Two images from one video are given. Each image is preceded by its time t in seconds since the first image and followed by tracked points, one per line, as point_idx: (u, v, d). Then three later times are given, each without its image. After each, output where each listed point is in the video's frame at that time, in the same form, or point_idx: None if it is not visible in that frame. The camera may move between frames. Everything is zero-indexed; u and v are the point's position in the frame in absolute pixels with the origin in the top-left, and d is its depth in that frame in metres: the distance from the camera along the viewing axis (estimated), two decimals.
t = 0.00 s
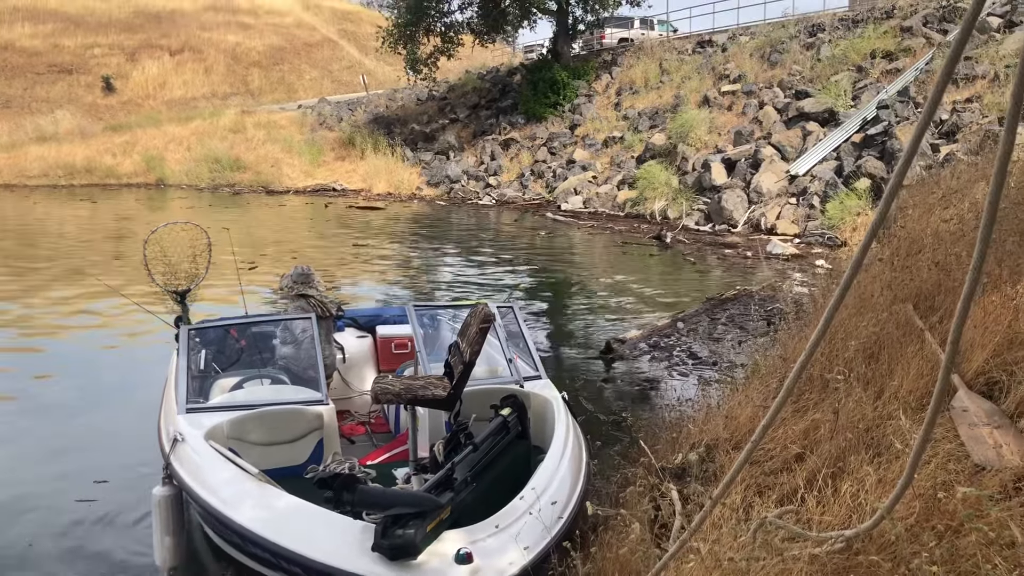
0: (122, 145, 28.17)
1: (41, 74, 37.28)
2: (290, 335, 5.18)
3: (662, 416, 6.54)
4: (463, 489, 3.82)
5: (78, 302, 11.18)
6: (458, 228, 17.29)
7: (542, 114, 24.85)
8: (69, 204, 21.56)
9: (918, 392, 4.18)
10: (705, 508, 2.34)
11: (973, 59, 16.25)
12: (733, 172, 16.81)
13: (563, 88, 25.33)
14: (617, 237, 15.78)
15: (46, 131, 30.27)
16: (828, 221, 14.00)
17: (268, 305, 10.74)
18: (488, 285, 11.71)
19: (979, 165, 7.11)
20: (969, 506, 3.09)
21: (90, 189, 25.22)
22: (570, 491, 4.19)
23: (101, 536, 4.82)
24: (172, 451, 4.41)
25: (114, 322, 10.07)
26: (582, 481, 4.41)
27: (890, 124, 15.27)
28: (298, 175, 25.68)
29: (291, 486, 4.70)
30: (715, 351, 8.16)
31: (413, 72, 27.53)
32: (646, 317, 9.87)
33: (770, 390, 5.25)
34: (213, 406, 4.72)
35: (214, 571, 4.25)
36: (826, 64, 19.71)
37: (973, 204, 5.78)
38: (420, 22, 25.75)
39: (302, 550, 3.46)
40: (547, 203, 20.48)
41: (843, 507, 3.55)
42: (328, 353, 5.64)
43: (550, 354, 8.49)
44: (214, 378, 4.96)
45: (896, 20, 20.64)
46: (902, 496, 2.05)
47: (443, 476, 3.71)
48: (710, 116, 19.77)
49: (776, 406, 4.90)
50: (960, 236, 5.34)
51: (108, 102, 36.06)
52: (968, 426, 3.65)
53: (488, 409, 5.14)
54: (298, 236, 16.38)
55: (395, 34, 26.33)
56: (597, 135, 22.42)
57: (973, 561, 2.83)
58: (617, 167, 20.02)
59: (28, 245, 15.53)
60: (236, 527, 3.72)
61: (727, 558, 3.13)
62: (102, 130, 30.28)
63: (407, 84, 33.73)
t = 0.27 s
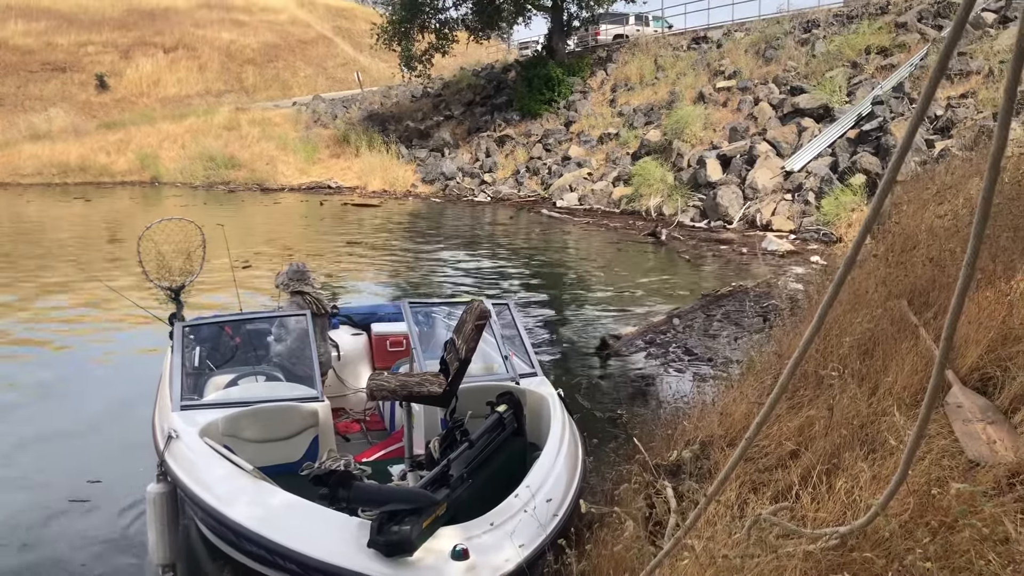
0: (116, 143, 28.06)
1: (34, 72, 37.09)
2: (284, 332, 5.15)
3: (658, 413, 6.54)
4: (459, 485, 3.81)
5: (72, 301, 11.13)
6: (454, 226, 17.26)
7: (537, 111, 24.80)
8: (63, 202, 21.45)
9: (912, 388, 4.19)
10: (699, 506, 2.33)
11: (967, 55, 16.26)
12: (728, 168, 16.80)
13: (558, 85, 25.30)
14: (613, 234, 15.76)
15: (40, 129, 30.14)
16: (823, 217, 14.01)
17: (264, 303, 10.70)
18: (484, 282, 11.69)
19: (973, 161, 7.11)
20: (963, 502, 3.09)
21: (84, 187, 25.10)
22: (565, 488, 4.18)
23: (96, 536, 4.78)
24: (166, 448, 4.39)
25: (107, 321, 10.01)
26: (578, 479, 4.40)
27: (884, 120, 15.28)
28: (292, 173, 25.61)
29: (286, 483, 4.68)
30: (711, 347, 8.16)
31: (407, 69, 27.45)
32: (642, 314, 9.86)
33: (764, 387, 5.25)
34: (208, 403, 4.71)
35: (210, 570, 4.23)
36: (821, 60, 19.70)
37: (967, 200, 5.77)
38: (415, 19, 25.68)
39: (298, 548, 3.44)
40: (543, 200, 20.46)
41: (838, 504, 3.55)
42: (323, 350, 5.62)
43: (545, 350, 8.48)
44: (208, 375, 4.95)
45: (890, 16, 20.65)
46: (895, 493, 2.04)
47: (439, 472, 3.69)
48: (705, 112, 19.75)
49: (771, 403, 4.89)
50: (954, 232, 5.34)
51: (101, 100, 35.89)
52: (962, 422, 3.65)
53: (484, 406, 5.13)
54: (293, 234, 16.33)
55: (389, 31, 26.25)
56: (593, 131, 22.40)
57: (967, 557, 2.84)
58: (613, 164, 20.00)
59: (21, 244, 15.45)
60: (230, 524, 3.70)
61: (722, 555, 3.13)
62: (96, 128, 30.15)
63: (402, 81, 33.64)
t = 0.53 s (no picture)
0: (114, 141, 28.00)
1: (32, 70, 37.00)
2: (284, 330, 5.15)
3: (657, 410, 6.56)
4: (459, 484, 3.80)
5: (70, 299, 11.12)
6: (452, 223, 17.25)
7: (535, 108, 24.77)
8: (60, 200, 21.41)
9: (911, 386, 4.20)
10: (700, 503, 2.33)
11: (965, 53, 16.27)
12: (726, 166, 16.81)
13: (557, 83, 25.29)
14: (611, 231, 15.77)
15: (37, 127, 30.07)
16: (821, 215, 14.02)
17: (262, 301, 10.69)
18: (482, 280, 11.68)
19: (971, 158, 7.11)
20: (962, 500, 3.10)
21: (82, 185, 25.06)
22: (564, 486, 4.18)
23: (95, 534, 4.78)
24: (165, 447, 4.38)
25: (105, 319, 9.98)
26: (577, 476, 4.41)
27: (882, 118, 15.30)
28: (290, 171, 25.59)
29: (285, 482, 4.67)
30: (710, 345, 8.17)
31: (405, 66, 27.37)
32: (641, 312, 9.87)
33: (763, 385, 5.26)
34: (206, 401, 4.69)
35: (208, 568, 4.22)
36: (819, 58, 19.70)
37: (965, 197, 5.78)
38: (413, 16, 25.63)
39: (298, 547, 3.43)
40: (541, 198, 20.45)
41: (837, 501, 3.56)
42: (322, 348, 5.61)
43: (544, 348, 8.49)
44: (207, 372, 4.93)
45: (888, 14, 20.66)
46: (895, 489, 2.04)
47: (438, 470, 3.68)
48: (703, 110, 19.75)
49: (769, 400, 4.90)
50: (953, 230, 5.34)
51: (99, 97, 35.79)
52: (961, 419, 3.66)
53: (483, 404, 5.13)
54: (291, 231, 16.32)
55: (387, 28, 26.22)
56: (591, 129, 22.38)
57: (966, 554, 2.85)
58: (611, 162, 20.00)
59: (19, 242, 15.41)
60: (229, 523, 3.70)
61: (721, 552, 3.13)
62: (93, 126, 30.09)
63: (400, 79, 33.58)
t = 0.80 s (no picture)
0: (114, 140, 28.00)
1: (32, 69, 36.98)
2: (283, 331, 5.14)
3: (657, 409, 6.56)
4: (459, 485, 3.80)
5: (70, 298, 11.11)
6: (452, 223, 17.25)
7: (536, 108, 24.77)
8: (61, 199, 21.40)
9: (912, 386, 4.19)
10: (701, 503, 2.33)
11: (965, 53, 16.28)
12: (726, 166, 16.81)
13: (557, 83, 25.30)
14: (611, 231, 15.77)
15: (38, 126, 30.06)
16: (821, 215, 14.03)
17: (262, 301, 10.69)
18: (482, 280, 11.68)
19: (972, 158, 7.11)
20: (962, 500, 3.10)
21: (82, 184, 25.04)
22: (565, 487, 4.18)
23: (94, 533, 4.77)
24: (164, 448, 4.37)
25: (105, 318, 9.98)
26: (577, 477, 4.41)
27: (882, 119, 15.30)
28: (291, 170, 25.59)
29: (286, 483, 4.67)
30: (711, 344, 8.17)
31: (405, 66, 27.33)
32: (641, 312, 9.87)
33: (764, 384, 5.26)
34: (206, 402, 4.69)
35: (208, 568, 4.22)
36: (819, 58, 19.70)
37: (965, 197, 5.77)
38: (413, 16, 25.62)
39: (297, 550, 3.43)
40: (541, 198, 20.45)
41: (838, 502, 3.56)
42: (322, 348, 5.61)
43: (545, 348, 8.48)
44: (206, 373, 4.92)
45: (888, 14, 20.66)
46: (897, 490, 2.04)
47: (438, 473, 3.68)
48: (704, 110, 19.76)
49: (770, 401, 4.90)
50: (954, 230, 5.34)
51: (99, 97, 35.78)
52: (962, 420, 3.67)
53: (483, 405, 5.13)
54: (292, 231, 16.32)
55: (388, 28, 26.23)
56: (591, 129, 22.38)
57: (967, 555, 2.84)
58: (611, 162, 20.00)
59: (19, 241, 15.42)
60: (229, 525, 3.69)
61: (722, 552, 3.13)
62: (94, 125, 30.09)
63: (400, 78, 33.59)
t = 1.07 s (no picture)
0: (114, 141, 28.01)
1: (33, 70, 36.99)
2: (283, 331, 5.15)
3: (658, 409, 6.57)
4: (461, 487, 3.81)
5: (70, 299, 11.12)
6: (453, 223, 17.25)
7: (536, 108, 24.76)
8: (62, 200, 21.41)
9: (914, 385, 4.19)
10: (703, 503, 2.34)
11: (966, 52, 16.27)
12: (727, 165, 16.81)
13: (557, 82, 25.30)
14: (612, 231, 15.77)
15: (38, 127, 30.10)
16: (822, 215, 14.02)
17: (262, 301, 10.69)
18: (483, 280, 11.68)
19: (973, 158, 7.10)
20: (964, 500, 3.10)
21: (83, 185, 25.05)
22: (567, 488, 4.18)
23: (95, 534, 4.78)
24: (166, 450, 4.37)
25: (107, 319, 9.98)
26: (579, 477, 4.41)
27: (883, 118, 15.29)
28: (291, 171, 25.61)
29: (288, 484, 4.68)
30: (712, 344, 8.17)
31: (406, 66, 27.30)
32: (641, 311, 9.87)
33: (765, 384, 5.26)
34: (207, 404, 4.69)
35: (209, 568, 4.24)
36: (820, 57, 19.68)
37: (966, 197, 5.76)
38: (414, 16, 25.61)
39: (298, 552, 3.44)
40: (542, 197, 20.45)
41: (839, 501, 3.56)
42: (322, 349, 5.61)
43: (545, 348, 8.48)
44: (207, 374, 4.93)
45: (889, 13, 20.64)
46: (899, 489, 2.04)
47: (440, 474, 3.68)
48: (704, 110, 19.76)
49: (771, 401, 4.90)
50: (954, 229, 5.34)
51: (100, 97, 35.79)
52: (964, 419, 3.67)
53: (484, 405, 5.13)
54: (292, 231, 16.32)
55: (388, 28, 26.23)
56: (591, 129, 22.37)
57: (970, 554, 2.84)
58: (611, 161, 19.99)
59: (20, 242, 15.43)
60: (231, 527, 3.69)
61: (724, 552, 3.14)
62: (94, 125, 30.10)
63: (401, 78, 33.59)
